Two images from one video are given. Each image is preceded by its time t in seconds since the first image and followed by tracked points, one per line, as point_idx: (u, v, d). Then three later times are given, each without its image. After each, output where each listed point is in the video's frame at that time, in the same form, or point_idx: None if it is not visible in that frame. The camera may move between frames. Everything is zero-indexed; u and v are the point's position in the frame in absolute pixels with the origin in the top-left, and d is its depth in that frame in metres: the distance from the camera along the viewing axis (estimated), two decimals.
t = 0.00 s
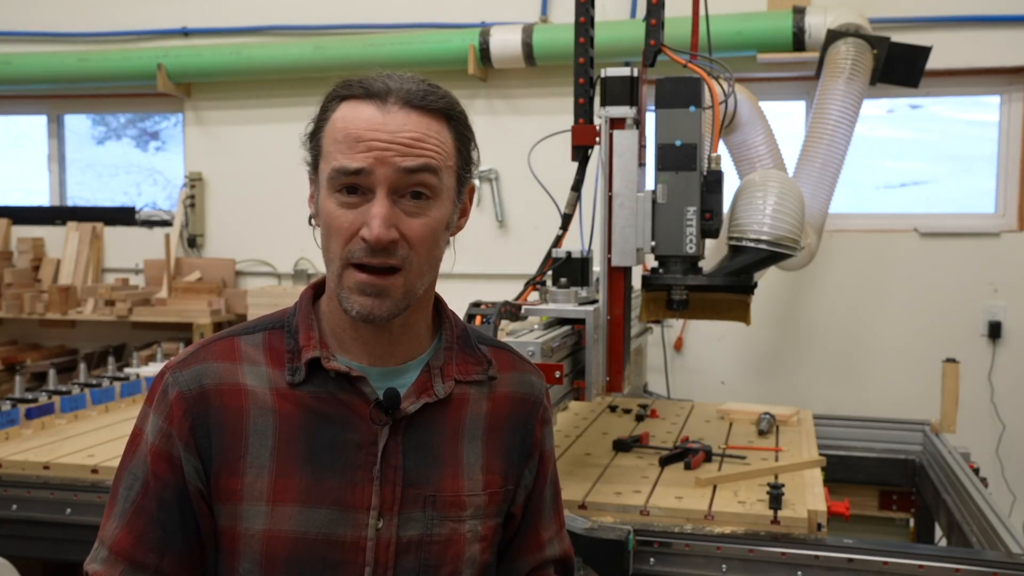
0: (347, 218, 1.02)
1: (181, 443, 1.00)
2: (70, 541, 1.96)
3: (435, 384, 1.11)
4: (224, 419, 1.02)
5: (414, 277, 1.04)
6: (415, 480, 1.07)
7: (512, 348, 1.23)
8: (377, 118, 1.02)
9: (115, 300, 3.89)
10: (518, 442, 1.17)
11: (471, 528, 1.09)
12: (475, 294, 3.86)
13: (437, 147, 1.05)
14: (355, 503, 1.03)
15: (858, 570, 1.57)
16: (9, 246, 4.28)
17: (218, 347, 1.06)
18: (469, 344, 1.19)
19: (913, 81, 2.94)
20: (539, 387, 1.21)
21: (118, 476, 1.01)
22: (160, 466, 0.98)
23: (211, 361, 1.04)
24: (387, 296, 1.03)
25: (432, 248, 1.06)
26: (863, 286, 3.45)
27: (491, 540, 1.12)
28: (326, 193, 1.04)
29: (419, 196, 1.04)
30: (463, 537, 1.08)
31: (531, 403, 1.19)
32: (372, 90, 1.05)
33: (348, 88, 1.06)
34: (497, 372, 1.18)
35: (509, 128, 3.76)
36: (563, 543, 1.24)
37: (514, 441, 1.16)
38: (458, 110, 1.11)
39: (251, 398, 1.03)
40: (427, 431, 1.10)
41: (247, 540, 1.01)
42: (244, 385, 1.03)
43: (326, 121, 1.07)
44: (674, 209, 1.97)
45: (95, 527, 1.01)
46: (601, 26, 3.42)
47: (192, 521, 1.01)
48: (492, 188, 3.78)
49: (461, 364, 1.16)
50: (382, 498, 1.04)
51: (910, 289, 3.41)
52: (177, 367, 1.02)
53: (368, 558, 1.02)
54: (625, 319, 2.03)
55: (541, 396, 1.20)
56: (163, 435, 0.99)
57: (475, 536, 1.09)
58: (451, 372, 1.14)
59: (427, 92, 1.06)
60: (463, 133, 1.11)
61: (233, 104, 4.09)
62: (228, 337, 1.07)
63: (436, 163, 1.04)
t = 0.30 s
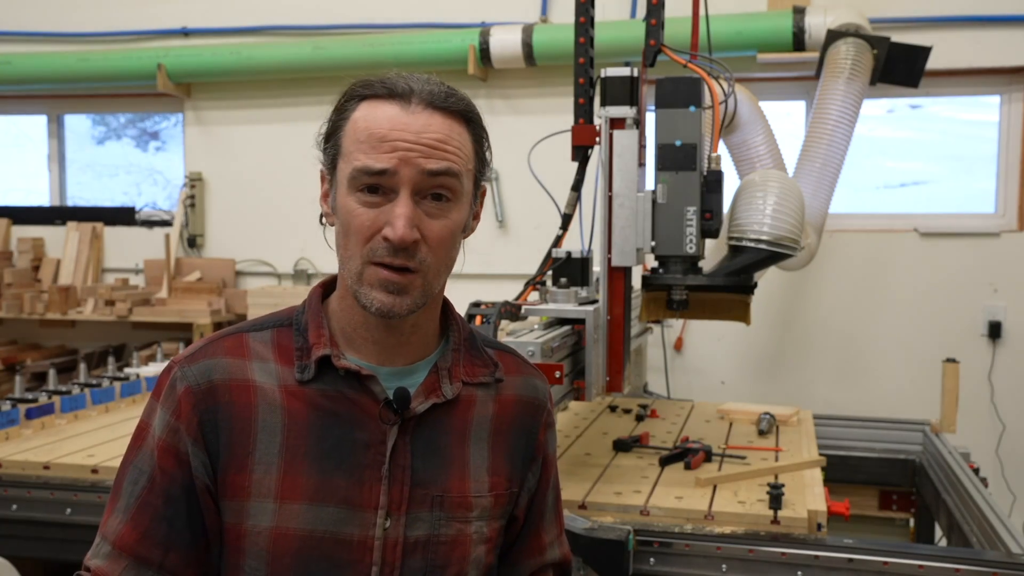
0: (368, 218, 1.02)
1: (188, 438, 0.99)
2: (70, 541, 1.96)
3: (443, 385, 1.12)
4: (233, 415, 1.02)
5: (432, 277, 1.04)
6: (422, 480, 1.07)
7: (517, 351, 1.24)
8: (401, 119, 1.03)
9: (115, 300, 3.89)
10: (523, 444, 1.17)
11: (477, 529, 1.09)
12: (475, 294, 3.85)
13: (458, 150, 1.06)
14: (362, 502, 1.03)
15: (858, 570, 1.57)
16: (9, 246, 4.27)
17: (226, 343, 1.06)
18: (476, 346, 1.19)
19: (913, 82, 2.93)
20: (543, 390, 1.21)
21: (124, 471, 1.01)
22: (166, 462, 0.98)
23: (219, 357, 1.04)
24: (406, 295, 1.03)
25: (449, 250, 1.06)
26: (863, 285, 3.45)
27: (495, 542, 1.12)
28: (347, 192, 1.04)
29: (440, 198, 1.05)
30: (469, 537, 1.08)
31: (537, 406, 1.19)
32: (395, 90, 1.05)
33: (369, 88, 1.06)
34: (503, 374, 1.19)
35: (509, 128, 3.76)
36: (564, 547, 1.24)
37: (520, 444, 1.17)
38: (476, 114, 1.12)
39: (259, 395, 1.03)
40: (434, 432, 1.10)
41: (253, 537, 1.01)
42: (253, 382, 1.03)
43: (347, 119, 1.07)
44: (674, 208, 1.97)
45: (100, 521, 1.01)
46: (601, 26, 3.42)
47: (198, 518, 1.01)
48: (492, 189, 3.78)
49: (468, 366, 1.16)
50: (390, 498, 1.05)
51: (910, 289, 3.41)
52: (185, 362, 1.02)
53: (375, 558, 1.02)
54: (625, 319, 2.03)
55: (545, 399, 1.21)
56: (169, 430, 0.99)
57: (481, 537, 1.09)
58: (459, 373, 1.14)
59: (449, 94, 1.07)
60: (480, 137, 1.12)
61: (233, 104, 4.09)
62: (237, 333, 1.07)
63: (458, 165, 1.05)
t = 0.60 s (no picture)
0: (374, 212, 1.02)
1: (188, 435, 0.99)
2: (70, 541, 1.96)
3: (446, 383, 1.12)
4: (234, 412, 1.01)
5: (436, 276, 1.04)
6: (425, 480, 1.07)
7: (519, 351, 1.25)
8: (413, 115, 1.03)
9: (115, 300, 3.89)
10: (526, 444, 1.18)
11: (479, 528, 1.09)
12: (475, 294, 3.85)
13: (467, 150, 1.06)
14: (365, 502, 1.03)
15: (858, 570, 1.57)
16: (9, 246, 4.27)
17: (228, 341, 1.06)
18: (478, 346, 1.19)
19: (913, 82, 2.93)
20: (545, 391, 1.22)
21: (122, 467, 1.00)
22: (166, 458, 0.98)
23: (221, 355, 1.04)
24: (409, 292, 1.02)
25: (454, 250, 1.06)
26: (863, 285, 3.45)
27: (497, 542, 1.12)
28: (355, 186, 1.04)
29: (447, 197, 1.05)
30: (471, 537, 1.08)
31: (539, 406, 1.20)
32: (407, 88, 1.06)
33: (382, 86, 1.07)
34: (506, 373, 1.19)
35: (509, 128, 3.76)
36: (566, 547, 1.24)
37: (522, 443, 1.17)
38: (486, 116, 1.12)
39: (261, 393, 1.03)
40: (437, 431, 1.10)
41: (254, 536, 1.00)
42: (255, 380, 1.03)
43: (358, 115, 1.07)
44: (674, 208, 1.97)
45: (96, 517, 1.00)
46: (601, 26, 3.42)
47: (197, 516, 1.00)
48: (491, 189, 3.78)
49: (471, 365, 1.17)
50: (393, 497, 1.05)
51: (910, 289, 3.41)
52: (186, 359, 1.02)
53: (377, 558, 1.02)
54: (625, 319, 2.03)
55: (547, 399, 1.22)
56: (170, 426, 0.99)
57: (483, 537, 1.09)
58: (462, 372, 1.14)
59: (461, 95, 1.07)
60: (489, 141, 1.13)
61: (233, 104, 4.09)
62: (239, 331, 1.07)
63: (466, 165, 1.05)
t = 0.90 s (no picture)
0: (375, 211, 1.03)
1: (182, 433, 0.99)
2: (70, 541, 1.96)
3: (443, 380, 1.12)
4: (228, 410, 1.02)
5: (433, 278, 1.04)
6: (422, 478, 1.07)
7: (518, 346, 1.26)
8: (419, 114, 1.03)
9: (115, 300, 3.90)
10: (525, 440, 1.18)
11: (478, 526, 1.09)
12: (475, 294, 3.85)
13: (471, 153, 1.06)
14: (362, 500, 1.03)
15: (858, 570, 1.57)
16: (9, 246, 4.27)
17: (223, 339, 1.06)
18: (475, 341, 1.20)
19: (913, 82, 2.92)
20: (545, 385, 1.23)
21: (113, 467, 0.99)
22: (160, 456, 0.98)
23: (215, 353, 1.04)
24: (405, 295, 1.02)
25: (452, 254, 1.06)
26: (863, 285, 3.45)
27: (497, 539, 1.12)
28: (357, 183, 1.04)
29: (449, 199, 1.05)
30: (470, 535, 1.08)
31: (538, 400, 1.20)
32: (416, 87, 1.06)
33: (391, 85, 1.07)
34: (503, 369, 1.20)
35: (509, 128, 3.76)
36: (571, 541, 1.24)
37: (521, 439, 1.17)
38: (491, 121, 1.13)
39: (255, 391, 1.03)
40: (434, 427, 1.10)
41: (249, 535, 1.00)
42: (250, 378, 1.04)
43: (365, 111, 1.07)
44: (673, 209, 1.97)
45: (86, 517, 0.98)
46: (601, 26, 3.42)
47: (190, 514, 1.00)
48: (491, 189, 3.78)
49: (468, 361, 1.17)
50: (389, 495, 1.04)
51: (910, 288, 3.41)
52: (180, 357, 1.02)
53: (375, 556, 1.02)
54: (625, 318, 2.03)
55: (547, 393, 1.22)
56: (163, 424, 0.99)
57: (482, 535, 1.09)
58: (459, 369, 1.14)
59: (468, 97, 1.08)
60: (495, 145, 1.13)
61: (233, 104, 4.09)
62: (233, 330, 1.08)
63: (469, 168, 1.06)
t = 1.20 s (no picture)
0: (396, 231, 1.02)
1: (176, 443, 0.99)
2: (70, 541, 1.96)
3: (426, 385, 1.12)
4: (218, 419, 1.02)
5: (438, 305, 1.05)
6: (404, 482, 1.08)
7: (503, 347, 1.26)
8: (458, 144, 1.03)
9: (115, 300, 3.89)
10: (510, 442, 1.18)
11: (461, 530, 1.10)
12: (475, 294, 3.85)
13: (497, 188, 1.07)
14: (343, 505, 1.04)
15: (858, 570, 1.57)
16: (9, 246, 4.27)
17: (210, 347, 1.05)
18: (460, 344, 1.20)
19: (913, 82, 2.94)
20: (531, 385, 1.23)
21: (109, 475, 0.99)
22: (155, 466, 0.97)
23: (204, 361, 1.04)
24: (410, 320, 1.03)
25: (460, 281, 1.07)
26: (863, 285, 3.45)
27: (483, 541, 1.13)
28: (381, 199, 1.03)
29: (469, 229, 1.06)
30: (453, 539, 1.09)
31: (523, 403, 1.21)
32: (457, 113, 1.05)
33: (432, 105, 1.06)
34: (488, 371, 1.20)
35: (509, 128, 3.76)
36: (565, 542, 1.24)
37: (506, 441, 1.18)
38: (514, 149, 1.13)
39: (242, 400, 1.03)
40: (416, 431, 1.10)
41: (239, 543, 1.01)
42: (237, 386, 1.03)
43: (397, 124, 1.06)
44: (673, 209, 1.97)
45: (83, 525, 0.97)
46: (601, 26, 3.42)
47: (184, 520, 1.01)
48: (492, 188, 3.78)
49: (452, 365, 1.17)
50: (371, 499, 1.05)
51: (910, 288, 3.41)
52: (169, 367, 1.02)
53: (357, 560, 1.03)
54: (625, 319, 2.03)
55: (533, 394, 1.23)
56: (156, 434, 0.98)
57: (465, 539, 1.10)
58: (442, 373, 1.15)
59: (503, 132, 1.08)
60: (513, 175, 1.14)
61: (233, 104, 4.09)
62: (219, 336, 1.07)
63: (493, 203, 1.06)
